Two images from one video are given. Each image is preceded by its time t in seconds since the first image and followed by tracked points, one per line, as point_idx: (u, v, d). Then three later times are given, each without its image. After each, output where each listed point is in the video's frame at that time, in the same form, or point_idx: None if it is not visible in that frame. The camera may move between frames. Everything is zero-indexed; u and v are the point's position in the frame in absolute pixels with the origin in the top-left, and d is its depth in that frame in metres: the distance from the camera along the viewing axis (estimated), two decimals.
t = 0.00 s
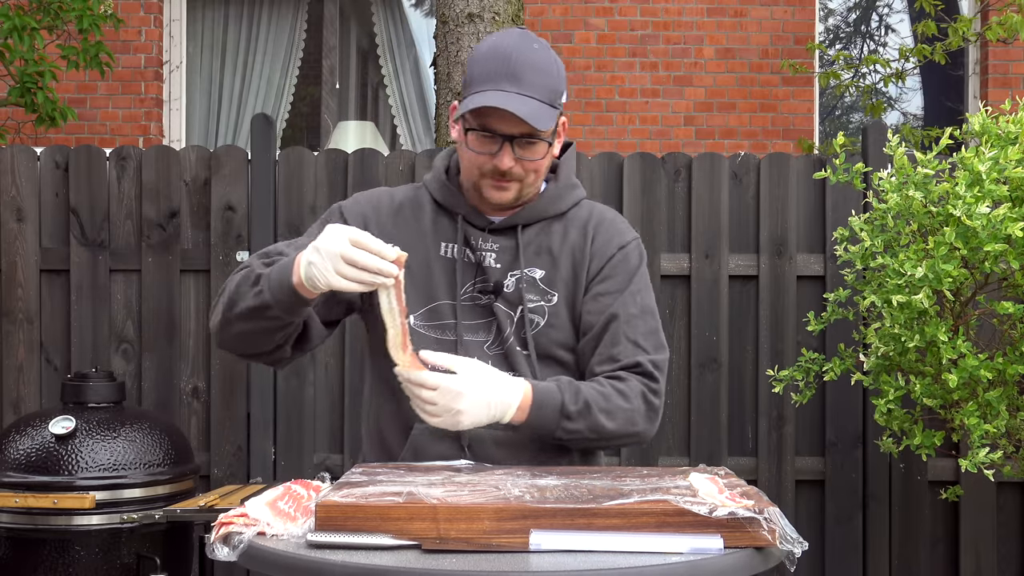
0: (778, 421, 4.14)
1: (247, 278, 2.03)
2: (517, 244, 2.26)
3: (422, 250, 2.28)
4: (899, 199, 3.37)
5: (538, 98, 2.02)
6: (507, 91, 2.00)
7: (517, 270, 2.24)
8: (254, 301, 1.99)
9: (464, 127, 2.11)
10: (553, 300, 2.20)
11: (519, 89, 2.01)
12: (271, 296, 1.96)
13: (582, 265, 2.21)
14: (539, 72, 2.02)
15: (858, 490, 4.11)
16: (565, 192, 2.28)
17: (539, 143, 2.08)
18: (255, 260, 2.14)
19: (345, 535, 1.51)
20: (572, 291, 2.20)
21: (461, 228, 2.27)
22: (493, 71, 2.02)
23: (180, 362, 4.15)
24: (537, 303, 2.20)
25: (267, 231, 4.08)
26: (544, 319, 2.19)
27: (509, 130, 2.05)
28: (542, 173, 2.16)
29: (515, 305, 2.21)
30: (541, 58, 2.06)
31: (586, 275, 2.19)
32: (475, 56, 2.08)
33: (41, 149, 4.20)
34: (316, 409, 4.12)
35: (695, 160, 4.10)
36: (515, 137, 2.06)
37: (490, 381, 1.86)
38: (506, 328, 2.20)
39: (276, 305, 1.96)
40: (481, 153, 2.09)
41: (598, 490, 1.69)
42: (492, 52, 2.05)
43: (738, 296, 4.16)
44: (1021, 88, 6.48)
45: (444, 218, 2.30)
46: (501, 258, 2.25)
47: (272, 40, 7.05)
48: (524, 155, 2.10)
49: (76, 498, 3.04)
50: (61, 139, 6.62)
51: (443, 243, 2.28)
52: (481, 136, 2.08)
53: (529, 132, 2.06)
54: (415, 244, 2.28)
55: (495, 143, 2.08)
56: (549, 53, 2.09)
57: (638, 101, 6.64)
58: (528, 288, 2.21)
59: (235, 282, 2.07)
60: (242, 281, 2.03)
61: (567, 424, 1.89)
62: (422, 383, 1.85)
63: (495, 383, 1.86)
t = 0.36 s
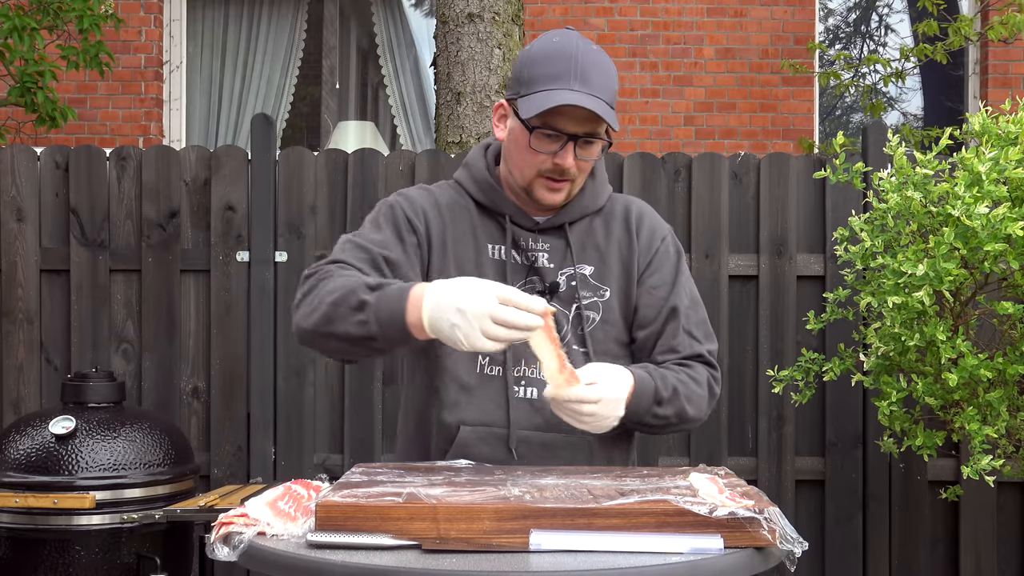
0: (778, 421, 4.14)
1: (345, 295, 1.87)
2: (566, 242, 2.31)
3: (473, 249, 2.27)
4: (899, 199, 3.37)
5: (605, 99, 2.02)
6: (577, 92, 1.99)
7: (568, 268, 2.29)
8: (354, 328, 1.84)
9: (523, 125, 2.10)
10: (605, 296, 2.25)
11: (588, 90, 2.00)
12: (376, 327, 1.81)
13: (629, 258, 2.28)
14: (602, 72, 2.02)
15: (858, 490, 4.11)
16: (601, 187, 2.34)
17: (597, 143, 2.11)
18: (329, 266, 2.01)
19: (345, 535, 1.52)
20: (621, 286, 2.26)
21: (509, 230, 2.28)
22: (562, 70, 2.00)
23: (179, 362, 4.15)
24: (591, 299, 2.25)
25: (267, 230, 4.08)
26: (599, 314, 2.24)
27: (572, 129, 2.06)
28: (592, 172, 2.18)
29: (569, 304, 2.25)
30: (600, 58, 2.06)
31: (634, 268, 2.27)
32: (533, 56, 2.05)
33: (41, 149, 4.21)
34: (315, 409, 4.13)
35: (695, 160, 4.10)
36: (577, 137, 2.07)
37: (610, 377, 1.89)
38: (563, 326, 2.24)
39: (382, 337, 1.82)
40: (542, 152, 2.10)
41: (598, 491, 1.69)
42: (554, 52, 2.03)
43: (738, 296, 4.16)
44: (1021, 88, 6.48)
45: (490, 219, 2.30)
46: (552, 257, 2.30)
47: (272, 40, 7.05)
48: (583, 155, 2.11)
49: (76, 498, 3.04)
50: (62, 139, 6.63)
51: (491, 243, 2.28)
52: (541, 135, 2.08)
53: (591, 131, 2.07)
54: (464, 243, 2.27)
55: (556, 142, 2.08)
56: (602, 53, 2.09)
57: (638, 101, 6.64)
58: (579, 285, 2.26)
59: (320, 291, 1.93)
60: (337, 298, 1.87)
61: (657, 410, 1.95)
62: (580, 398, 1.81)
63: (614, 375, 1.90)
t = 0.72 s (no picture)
0: (778, 421, 4.14)
1: (457, 347, 1.74)
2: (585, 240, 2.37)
3: (503, 257, 2.27)
4: (899, 199, 3.37)
5: (627, 98, 2.03)
6: (600, 90, 1.99)
7: (587, 264, 2.36)
8: (459, 385, 1.73)
9: (544, 124, 2.09)
10: (621, 287, 2.36)
11: (610, 88, 2.00)
12: (482, 392, 1.70)
13: (636, 245, 2.40)
14: (624, 71, 2.03)
15: (858, 490, 4.11)
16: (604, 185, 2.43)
17: (616, 141, 2.12)
18: (427, 290, 1.90)
19: (345, 535, 1.52)
20: (631, 275, 2.39)
21: (535, 236, 2.30)
22: (584, 68, 2.00)
23: (179, 362, 4.15)
24: (611, 293, 2.34)
25: (266, 230, 4.08)
26: (619, 307, 2.34)
27: (593, 128, 2.06)
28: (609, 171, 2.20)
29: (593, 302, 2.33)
30: (621, 58, 2.06)
31: (642, 254, 2.39)
32: (554, 55, 2.04)
33: (41, 149, 4.20)
34: (315, 409, 4.13)
35: (695, 160, 4.10)
36: (599, 136, 2.07)
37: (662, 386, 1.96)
38: (587, 326, 2.30)
39: (484, 402, 1.70)
40: (564, 151, 2.09)
41: (599, 491, 1.69)
42: (576, 51, 2.03)
43: (738, 296, 4.16)
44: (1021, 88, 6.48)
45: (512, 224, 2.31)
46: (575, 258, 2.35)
47: (272, 40, 7.05)
48: (602, 154, 2.12)
49: (76, 498, 3.03)
50: (62, 139, 6.62)
51: (516, 250, 2.29)
52: (563, 134, 2.08)
53: (611, 131, 2.08)
54: (495, 251, 2.26)
55: (577, 140, 2.08)
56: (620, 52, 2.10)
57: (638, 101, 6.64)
58: (596, 281, 2.34)
59: (424, 323, 1.82)
60: (448, 347, 1.75)
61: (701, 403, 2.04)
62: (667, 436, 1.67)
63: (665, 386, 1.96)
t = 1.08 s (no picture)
0: (778, 421, 4.14)
1: (487, 381, 1.74)
2: (594, 240, 2.37)
3: (510, 264, 2.26)
4: (899, 199, 3.37)
5: (630, 99, 2.02)
6: (602, 90, 1.98)
7: (593, 263, 2.36)
8: (488, 421, 1.72)
9: (546, 128, 2.09)
10: (624, 285, 2.38)
11: (612, 88, 2.00)
12: (510, 430, 1.70)
13: (637, 241, 2.42)
14: (626, 72, 2.03)
15: (858, 490, 4.11)
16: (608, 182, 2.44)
17: (619, 143, 2.11)
18: (451, 310, 1.89)
19: (345, 535, 1.51)
20: (633, 271, 2.41)
21: (542, 239, 2.29)
22: (586, 69, 2.00)
23: (179, 362, 4.15)
24: (613, 293, 2.35)
25: (266, 230, 4.08)
26: (623, 307, 2.36)
27: (596, 131, 2.06)
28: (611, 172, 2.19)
29: (599, 303, 2.33)
30: (624, 59, 2.06)
31: (643, 250, 2.41)
32: (556, 57, 2.04)
33: (41, 149, 4.20)
34: (315, 410, 4.13)
35: (695, 160, 4.10)
36: (602, 139, 2.07)
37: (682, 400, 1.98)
38: (592, 329, 2.31)
39: (511, 440, 1.70)
40: (566, 155, 2.10)
41: (600, 491, 1.69)
42: (578, 53, 2.02)
43: (738, 296, 4.16)
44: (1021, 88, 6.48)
45: (520, 231, 2.30)
46: (585, 259, 2.35)
47: (272, 40, 7.05)
48: (605, 157, 2.12)
49: (76, 498, 3.03)
50: (62, 139, 6.63)
51: (523, 255, 2.28)
52: (566, 138, 2.08)
53: (614, 134, 2.08)
54: (503, 257, 2.25)
55: (581, 143, 2.08)
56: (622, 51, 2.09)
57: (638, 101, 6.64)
58: (600, 282, 2.35)
59: (452, 351, 1.80)
60: (478, 381, 1.74)
61: (714, 403, 2.08)
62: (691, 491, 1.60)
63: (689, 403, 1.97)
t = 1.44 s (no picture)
0: (778, 421, 4.14)
1: (491, 389, 1.74)
2: (594, 242, 2.38)
3: (509, 268, 2.26)
4: (899, 199, 3.37)
5: (630, 101, 2.02)
6: (602, 93, 1.98)
7: (593, 266, 2.36)
8: (492, 428, 1.73)
9: (546, 132, 2.09)
10: (625, 287, 2.38)
11: (612, 91, 2.00)
12: (514, 437, 1.70)
13: (638, 243, 2.42)
14: (626, 74, 2.03)
15: (858, 490, 4.11)
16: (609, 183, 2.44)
17: (618, 145, 2.11)
18: (451, 316, 1.88)
19: (345, 535, 1.51)
20: (633, 273, 2.41)
21: (542, 241, 2.30)
22: (586, 72, 2.00)
23: (179, 362, 4.15)
24: (613, 295, 2.35)
25: (266, 230, 4.08)
26: (623, 309, 2.36)
27: (596, 134, 2.05)
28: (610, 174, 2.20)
29: (599, 305, 2.34)
30: (625, 60, 2.06)
31: (643, 252, 2.41)
32: (556, 59, 2.04)
33: (41, 149, 4.20)
34: (315, 410, 4.13)
35: (695, 160, 4.10)
36: (601, 142, 2.07)
37: (686, 408, 1.97)
38: (592, 332, 2.30)
39: (516, 447, 1.70)
40: (566, 158, 2.10)
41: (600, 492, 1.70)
42: (577, 55, 2.02)
43: (738, 296, 4.16)
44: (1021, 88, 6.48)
45: (520, 234, 2.30)
46: (585, 262, 2.35)
47: (272, 40, 7.05)
48: (604, 160, 2.12)
49: (76, 498, 3.03)
50: (62, 139, 6.63)
51: (523, 257, 2.29)
52: (565, 141, 2.07)
53: (614, 136, 2.08)
54: (503, 260, 2.25)
55: (580, 146, 2.08)
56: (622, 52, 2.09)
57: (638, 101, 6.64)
58: (601, 283, 2.35)
59: (454, 358, 1.80)
60: (482, 388, 1.74)
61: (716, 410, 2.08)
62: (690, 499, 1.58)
63: (693, 412, 1.96)
